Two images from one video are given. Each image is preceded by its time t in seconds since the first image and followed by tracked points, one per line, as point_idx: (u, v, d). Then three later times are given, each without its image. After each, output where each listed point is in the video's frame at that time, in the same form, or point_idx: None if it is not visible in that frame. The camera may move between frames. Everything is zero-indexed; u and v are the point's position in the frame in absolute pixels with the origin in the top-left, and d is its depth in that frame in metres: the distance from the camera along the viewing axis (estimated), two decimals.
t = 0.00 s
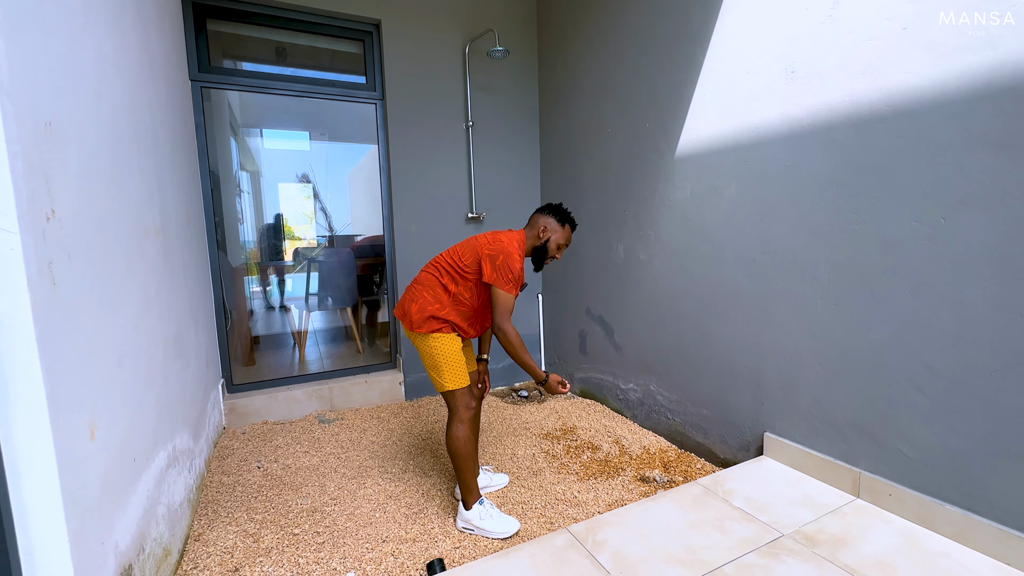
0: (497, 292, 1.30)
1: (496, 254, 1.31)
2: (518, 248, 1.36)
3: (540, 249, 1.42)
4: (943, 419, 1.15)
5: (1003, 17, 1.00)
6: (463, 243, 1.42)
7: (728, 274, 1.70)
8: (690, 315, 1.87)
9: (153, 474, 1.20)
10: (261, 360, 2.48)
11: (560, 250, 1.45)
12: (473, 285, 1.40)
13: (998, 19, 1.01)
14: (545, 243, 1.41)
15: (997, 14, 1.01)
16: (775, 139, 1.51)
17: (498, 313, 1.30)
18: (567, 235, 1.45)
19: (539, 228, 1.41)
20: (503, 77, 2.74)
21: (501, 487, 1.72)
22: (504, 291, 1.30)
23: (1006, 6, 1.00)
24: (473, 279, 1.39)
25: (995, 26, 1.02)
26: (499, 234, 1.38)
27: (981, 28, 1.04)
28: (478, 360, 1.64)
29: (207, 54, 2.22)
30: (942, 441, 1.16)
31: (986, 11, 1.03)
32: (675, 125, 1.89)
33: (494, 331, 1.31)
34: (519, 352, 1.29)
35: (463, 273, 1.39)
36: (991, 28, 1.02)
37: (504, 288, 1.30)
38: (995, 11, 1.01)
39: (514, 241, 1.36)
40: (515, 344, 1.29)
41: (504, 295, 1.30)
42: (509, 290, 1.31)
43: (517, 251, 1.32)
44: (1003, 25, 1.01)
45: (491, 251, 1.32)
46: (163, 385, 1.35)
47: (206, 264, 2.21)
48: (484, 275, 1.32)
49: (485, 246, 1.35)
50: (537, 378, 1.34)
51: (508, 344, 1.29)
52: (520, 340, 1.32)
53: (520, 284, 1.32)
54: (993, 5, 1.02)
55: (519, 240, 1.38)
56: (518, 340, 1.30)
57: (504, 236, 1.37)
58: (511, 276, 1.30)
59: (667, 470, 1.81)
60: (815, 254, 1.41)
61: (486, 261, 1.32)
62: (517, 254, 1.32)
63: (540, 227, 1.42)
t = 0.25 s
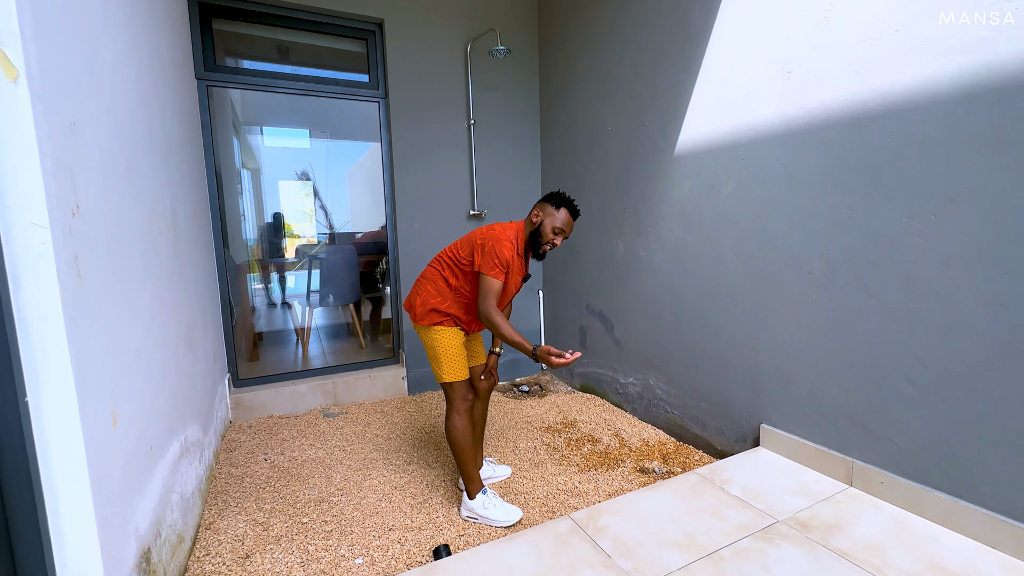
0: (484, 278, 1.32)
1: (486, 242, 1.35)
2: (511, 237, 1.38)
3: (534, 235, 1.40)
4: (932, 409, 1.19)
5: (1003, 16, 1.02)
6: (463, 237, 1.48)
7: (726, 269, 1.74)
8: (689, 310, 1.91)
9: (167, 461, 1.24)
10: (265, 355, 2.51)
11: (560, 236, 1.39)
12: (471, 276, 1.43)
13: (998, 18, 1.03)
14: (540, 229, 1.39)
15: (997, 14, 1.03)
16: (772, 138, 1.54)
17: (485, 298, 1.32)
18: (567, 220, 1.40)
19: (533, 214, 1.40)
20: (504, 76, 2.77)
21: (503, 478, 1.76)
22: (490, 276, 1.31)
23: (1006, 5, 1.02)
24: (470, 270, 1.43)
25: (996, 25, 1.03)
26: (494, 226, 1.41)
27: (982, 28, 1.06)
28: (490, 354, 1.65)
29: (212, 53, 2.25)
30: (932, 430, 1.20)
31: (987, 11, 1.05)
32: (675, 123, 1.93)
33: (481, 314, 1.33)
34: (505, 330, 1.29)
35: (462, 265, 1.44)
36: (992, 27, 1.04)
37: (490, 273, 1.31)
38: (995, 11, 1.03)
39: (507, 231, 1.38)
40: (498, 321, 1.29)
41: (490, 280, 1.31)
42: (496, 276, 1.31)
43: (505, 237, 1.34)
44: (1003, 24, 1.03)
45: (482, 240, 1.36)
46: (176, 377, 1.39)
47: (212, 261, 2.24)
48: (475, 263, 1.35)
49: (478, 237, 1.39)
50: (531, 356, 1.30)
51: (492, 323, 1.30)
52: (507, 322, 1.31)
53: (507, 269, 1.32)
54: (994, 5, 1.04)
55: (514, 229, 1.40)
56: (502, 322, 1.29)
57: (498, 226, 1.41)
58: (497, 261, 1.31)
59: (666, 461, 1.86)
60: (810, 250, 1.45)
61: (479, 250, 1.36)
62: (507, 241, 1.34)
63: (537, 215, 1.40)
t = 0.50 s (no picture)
0: (490, 278, 1.37)
1: (493, 243, 1.40)
2: (518, 238, 1.42)
3: (541, 235, 1.43)
4: (934, 406, 1.22)
5: (1003, 16, 1.06)
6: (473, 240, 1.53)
7: (732, 270, 1.78)
8: (695, 311, 1.95)
9: (195, 452, 1.30)
10: (280, 353, 2.58)
11: (566, 236, 1.41)
12: (479, 277, 1.48)
13: (998, 18, 1.06)
14: (545, 229, 1.42)
15: (997, 14, 1.07)
16: (777, 142, 1.58)
17: (490, 297, 1.37)
18: (574, 221, 1.43)
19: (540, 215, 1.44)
20: (513, 80, 2.82)
21: (513, 473, 1.81)
22: (496, 276, 1.36)
23: (1006, 6, 1.05)
24: (479, 271, 1.48)
25: (996, 25, 1.07)
26: (503, 228, 1.47)
27: (982, 27, 1.09)
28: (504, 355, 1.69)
29: (231, 60, 2.32)
30: (933, 426, 1.23)
31: (987, 11, 1.08)
32: (681, 127, 1.97)
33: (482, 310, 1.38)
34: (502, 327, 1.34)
35: (471, 266, 1.49)
36: (991, 27, 1.08)
37: (495, 272, 1.36)
38: (995, 11, 1.07)
39: (514, 233, 1.43)
40: (496, 317, 1.34)
41: (495, 279, 1.36)
42: (500, 273, 1.36)
43: (511, 238, 1.39)
44: (1003, 24, 1.06)
45: (489, 241, 1.42)
46: (202, 372, 1.45)
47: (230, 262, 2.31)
48: (483, 263, 1.41)
49: (486, 238, 1.44)
50: (524, 355, 1.34)
51: (492, 319, 1.35)
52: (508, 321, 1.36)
53: (511, 268, 1.37)
54: (994, 5, 1.07)
55: (521, 231, 1.45)
56: (502, 319, 1.34)
57: (506, 228, 1.46)
58: (502, 260, 1.36)
59: (673, 458, 1.90)
60: (815, 251, 1.49)
61: (486, 251, 1.42)
62: (512, 241, 1.39)
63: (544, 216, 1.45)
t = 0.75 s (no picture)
0: (501, 281, 1.41)
1: (505, 247, 1.45)
2: (529, 243, 1.46)
3: (552, 238, 1.47)
4: (945, 408, 1.23)
5: (1003, 16, 1.09)
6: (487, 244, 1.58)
7: (744, 274, 1.80)
8: (707, 313, 1.97)
9: (223, 446, 1.36)
10: (299, 354, 2.65)
11: (577, 240, 1.45)
12: (492, 280, 1.52)
13: (998, 18, 1.09)
14: (557, 233, 1.46)
15: (996, 14, 1.10)
16: (788, 146, 1.60)
17: (500, 299, 1.40)
18: (586, 225, 1.46)
19: (552, 220, 1.48)
20: (526, 86, 2.87)
21: (527, 472, 1.85)
22: (507, 279, 1.40)
23: (1006, 6, 1.08)
24: (492, 275, 1.52)
25: (995, 25, 1.10)
26: (515, 233, 1.51)
27: (982, 27, 1.12)
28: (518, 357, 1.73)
29: (255, 70, 2.40)
30: (944, 428, 1.24)
31: (987, 11, 1.11)
32: (693, 132, 2.00)
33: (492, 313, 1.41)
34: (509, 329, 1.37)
35: (484, 269, 1.54)
36: (990, 27, 1.11)
37: (507, 276, 1.40)
38: (995, 12, 1.10)
39: (526, 237, 1.48)
40: (504, 319, 1.37)
41: (507, 282, 1.40)
42: (511, 277, 1.40)
43: (522, 242, 1.43)
44: (1003, 24, 1.09)
45: (501, 246, 1.46)
46: (228, 371, 1.51)
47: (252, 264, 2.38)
48: (495, 267, 1.45)
49: (498, 243, 1.49)
50: (533, 355, 1.37)
51: (500, 321, 1.39)
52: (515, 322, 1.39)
53: (522, 272, 1.41)
54: (993, 5, 1.10)
55: (533, 236, 1.49)
56: (509, 320, 1.37)
57: (519, 233, 1.50)
58: (513, 264, 1.40)
59: (684, 459, 1.92)
60: (826, 255, 1.50)
61: (498, 255, 1.46)
62: (523, 245, 1.43)
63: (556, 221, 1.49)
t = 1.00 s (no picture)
0: (511, 280, 1.43)
1: (515, 247, 1.47)
2: (539, 244, 1.48)
3: (562, 239, 1.49)
4: (960, 413, 1.22)
5: (1003, 16, 1.10)
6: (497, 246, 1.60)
7: (756, 276, 1.80)
8: (719, 316, 1.97)
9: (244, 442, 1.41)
10: (315, 354, 2.70)
11: (587, 240, 1.46)
12: (503, 281, 1.54)
13: (998, 18, 1.11)
14: (566, 233, 1.48)
15: (997, 14, 1.11)
16: (801, 149, 1.60)
17: (510, 298, 1.42)
18: (596, 227, 1.48)
19: (562, 221, 1.50)
20: (539, 90, 2.89)
21: (538, 473, 1.86)
22: (517, 278, 1.42)
23: (1006, 6, 1.10)
24: (502, 275, 1.54)
25: (996, 25, 1.11)
26: (525, 235, 1.54)
27: (982, 27, 1.14)
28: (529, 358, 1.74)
29: (274, 77, 2.47)
30: (959, 433, 1.23)
31: (987, 11, 1.13)
32: (705, 135, 2.00)
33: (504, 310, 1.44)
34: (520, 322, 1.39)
35: (495, 271, 1.56)
36: (991, 27, 1.12)
37: (517, 276, 1.42)
38: (995, 12, 1.11)
39: (536, 238, 1.50)
40: (514, 314, 1.39)
41: (517, 282, 1.42)
42: (521, 277, 1.42)
43: (532, 243, 1.45)
44: (1003, 24, 1.10)
45: (511, 246, 1.49)
46: (249, 369, 1.56)
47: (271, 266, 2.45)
48: (505, 268, 1.47)
49: (509, 244, 1.52)
50: (546, 344, 1.38)
51: (509, 316, 1.40)
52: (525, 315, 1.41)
53: (532, 271, 1.43)
54: (993, 6, 1.12)
55: (543, 236, 1.51)
56: (519, 314, 1.39)
57: (529, 234, 1.53)
58: (523, 264, 1.43)
59: (696, 462, 1.92)
60: (839, 258, 1.50)
61: (509, 255, 1.49)
62: (533, 246, 1.46)
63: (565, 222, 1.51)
